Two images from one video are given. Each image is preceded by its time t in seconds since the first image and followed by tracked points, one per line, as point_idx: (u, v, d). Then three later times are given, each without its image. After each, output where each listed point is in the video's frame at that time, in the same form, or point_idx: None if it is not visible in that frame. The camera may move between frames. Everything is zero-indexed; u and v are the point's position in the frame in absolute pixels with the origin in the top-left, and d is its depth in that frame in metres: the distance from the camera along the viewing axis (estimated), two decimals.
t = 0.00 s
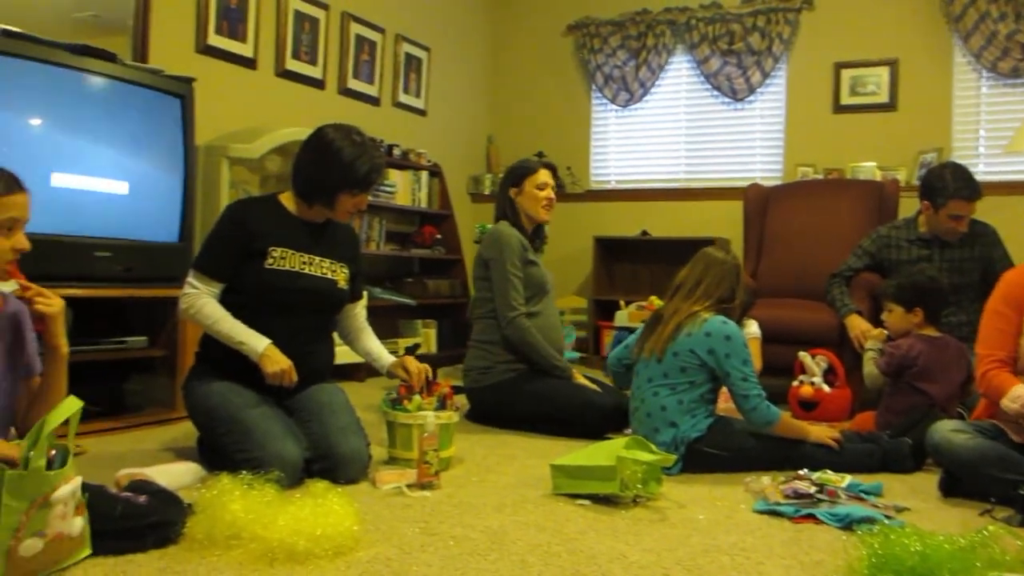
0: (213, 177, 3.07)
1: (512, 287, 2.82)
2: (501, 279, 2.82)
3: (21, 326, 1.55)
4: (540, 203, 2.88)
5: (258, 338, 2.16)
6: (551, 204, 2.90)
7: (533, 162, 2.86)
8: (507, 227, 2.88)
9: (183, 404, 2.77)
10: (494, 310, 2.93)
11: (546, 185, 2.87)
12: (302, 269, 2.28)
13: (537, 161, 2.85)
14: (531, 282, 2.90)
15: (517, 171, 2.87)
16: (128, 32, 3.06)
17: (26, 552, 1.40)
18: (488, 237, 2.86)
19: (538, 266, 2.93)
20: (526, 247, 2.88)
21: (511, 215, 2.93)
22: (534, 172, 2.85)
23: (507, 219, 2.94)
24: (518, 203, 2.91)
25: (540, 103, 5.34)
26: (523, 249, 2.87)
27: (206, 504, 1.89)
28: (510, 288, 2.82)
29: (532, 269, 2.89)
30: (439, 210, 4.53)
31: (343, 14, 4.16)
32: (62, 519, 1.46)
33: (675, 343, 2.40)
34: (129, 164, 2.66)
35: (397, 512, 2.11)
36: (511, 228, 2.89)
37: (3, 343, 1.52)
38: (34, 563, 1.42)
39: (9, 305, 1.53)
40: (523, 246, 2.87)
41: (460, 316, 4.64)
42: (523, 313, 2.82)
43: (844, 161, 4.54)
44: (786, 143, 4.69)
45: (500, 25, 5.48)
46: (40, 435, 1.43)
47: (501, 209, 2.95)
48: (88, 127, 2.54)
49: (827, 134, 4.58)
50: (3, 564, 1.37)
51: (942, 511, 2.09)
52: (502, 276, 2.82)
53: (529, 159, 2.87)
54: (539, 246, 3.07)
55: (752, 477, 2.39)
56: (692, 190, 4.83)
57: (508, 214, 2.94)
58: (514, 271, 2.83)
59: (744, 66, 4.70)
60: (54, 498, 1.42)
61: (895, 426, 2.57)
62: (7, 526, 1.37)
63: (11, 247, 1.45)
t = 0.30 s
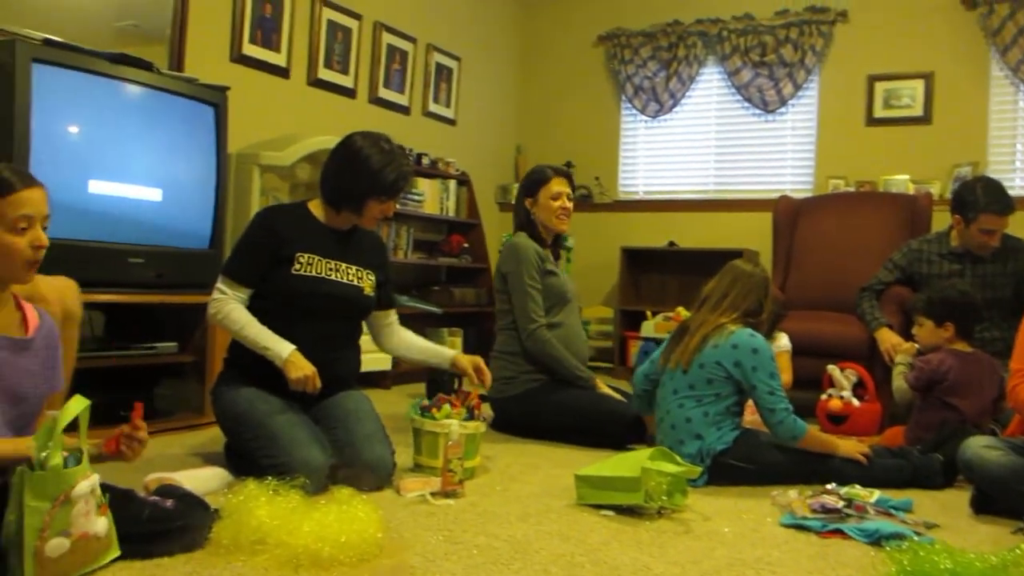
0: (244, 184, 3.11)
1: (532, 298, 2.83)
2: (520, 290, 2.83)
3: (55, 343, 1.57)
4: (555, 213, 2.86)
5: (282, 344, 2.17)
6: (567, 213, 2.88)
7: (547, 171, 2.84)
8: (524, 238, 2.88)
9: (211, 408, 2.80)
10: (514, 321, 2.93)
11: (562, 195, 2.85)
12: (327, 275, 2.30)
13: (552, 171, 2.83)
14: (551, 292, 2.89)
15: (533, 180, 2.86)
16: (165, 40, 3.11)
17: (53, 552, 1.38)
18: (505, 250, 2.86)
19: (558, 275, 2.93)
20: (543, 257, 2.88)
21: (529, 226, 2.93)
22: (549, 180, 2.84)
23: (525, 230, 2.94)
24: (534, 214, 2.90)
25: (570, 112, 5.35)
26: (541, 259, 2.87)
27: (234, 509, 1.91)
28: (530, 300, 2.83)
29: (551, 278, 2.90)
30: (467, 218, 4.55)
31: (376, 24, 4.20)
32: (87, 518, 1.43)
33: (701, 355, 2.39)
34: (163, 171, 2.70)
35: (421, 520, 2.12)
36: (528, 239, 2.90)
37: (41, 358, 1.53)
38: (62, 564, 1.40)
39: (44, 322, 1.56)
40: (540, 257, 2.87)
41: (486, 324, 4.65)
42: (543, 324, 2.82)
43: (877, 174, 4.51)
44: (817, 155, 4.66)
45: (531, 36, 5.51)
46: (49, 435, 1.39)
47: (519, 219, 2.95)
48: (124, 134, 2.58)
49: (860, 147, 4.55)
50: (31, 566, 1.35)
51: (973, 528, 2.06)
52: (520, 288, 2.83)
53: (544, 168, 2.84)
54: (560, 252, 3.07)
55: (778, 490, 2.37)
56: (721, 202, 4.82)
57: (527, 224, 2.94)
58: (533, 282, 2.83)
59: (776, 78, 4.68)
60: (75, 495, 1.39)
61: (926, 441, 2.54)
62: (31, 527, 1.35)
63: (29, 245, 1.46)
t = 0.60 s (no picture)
0: (277, 191, 3.13)
1: (554, 308, 2.81)
2: (542, 301, 2.82)
3: (90, 344, 1.55)
4: (580, 221, 2.84)
5: (315, 348, 2.18)
6: (591, 222, 2.86)
7: (574, 181, 2.79)
8: (545, 247, 2.87)
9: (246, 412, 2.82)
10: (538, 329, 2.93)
11: (587, 204, 2.82)
12: (358, 276, 2.31)
13: (578, 179, 2.79)
14: (575, 299, 2.88)
15: (557, 187, 2.82)
16: (199, 49, 3.15)
17: (100, 562, 1.38)
18: (526, 259, 2.84)
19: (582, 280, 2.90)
20: (566, 263, 2.87)
21: (550, 233, 2.91)
22: (574, 191, 2.80)
23: (546, 236, 2.92)
24: (558, 220, 2.88)
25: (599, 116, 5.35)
26: (563, 267, 2.85)
27: (268, 513, 1.92)
28: (552, 309, 2.81)
29: (573, 285, 2.87)
30: (497, 223, 4.56)
31: (406, 30, 4.21)
32: (136, 531, 1.45)
33: (733, 359, 2.37)
34: (196, 178, 2.73)
35: (453, 525, 2.12)
36: (549, 247, 2.87)
37: (78, 359, 1.52)
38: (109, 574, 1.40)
39: (80, 326, 1.55)
40: (563, 265, 2.85)
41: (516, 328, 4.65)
42: (566, 333, 2.82)
43: (912, 175, 4.45)
44: (851, 157, 4.61)
45: (559, 40, 5.51)
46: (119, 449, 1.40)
47: (540, 226, 2.92)
48: (158, 142, 2.61)
49: (895, 148, 4.50)
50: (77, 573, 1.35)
51: (1016, 535, 2.02)
52: (542, 298, 2.81)
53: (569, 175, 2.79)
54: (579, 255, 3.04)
55: (814, 495, 2.34)
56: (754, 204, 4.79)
57: (548, 230, 2.91)
58: (555, 292, 2.81)
59: (808, 79, 4.64)
60: (130, 511, 1.40)
61: (965, 447, 2.50)
62: (83, 536, 1.35)
63: (67, 245, 1.45)
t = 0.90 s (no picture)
0: (303, 197, 3.16)
1: (569, 312, 2.81)
2: (557, 305, 2.83)
3: (116, 349, 1.55)
4: (611, 230, 2.84)
5: (339, 351, 2.19)
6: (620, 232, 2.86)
7: (616, 191, 2.77)
8: (569, 250, 2.88)
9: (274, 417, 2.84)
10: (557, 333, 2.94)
11: (622, 215, 2.82)
12: (381, 279, 2.32)
13: (619, 191, 2.77)
14: (595, 304, 2.86)
15: (594, 195, 2.79)
16: (226, 57, 3.19)
17: None
18: (548, 262, 2.86)
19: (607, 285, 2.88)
20: (588, 268, 2.86)
21: (576, 235, 2.89)
22: (613, 202, 2.78)
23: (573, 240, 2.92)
24: (591, 224, 2.85)
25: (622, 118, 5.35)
26: (584, 272, 2.84)
27: (297, 517, 1.93)
28: (567, 313, 2.81)
29: (595, 290, 2.85)
30: (521, 227, 4.56)
31: (430, 35, 4.23)
32: (176, 547, 1.40)
33: (759, 361, 2.36)
34: (223, 185, 2.75)
35: (481, 529, 2.12)
36: (573, 252, 2.87)
37: (106, 363, 1.50)
38: None
39: (105, 330, 1.54)
40: (582, 270, 2.84)
41: (542, 332, 4.65)
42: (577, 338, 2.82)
43: (941, 176, 4.41)
44: (879, 158, 4.57)
45: (583, 43, 5.50)
46: (174, 473, 1.37)
47: (566, 229, 2.92)
48: (186, 150, 2.64)
49: (924, 149, 4.45)
50: None
51: None
52: (558, 301, 2.83)
53: (610, 185, 2.77)
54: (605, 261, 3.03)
55: (844, 500, 2.32)
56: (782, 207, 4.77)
57: (575, 232, 2.89)
58: (572, 296, 2.81)
59: (835, 80, 4.61)
60: (176, 533, 1.37)
61: (999, 450, 2.47)
62: (127, 548, 1.35)
63: (93, 252, 1.43)
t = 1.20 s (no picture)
0: (330, 202, 3.18)
1: (599, 313, 2.80)
2: (587, 305, 2.81)
3: (134, 351, 1.56)
4: (647, 234, 2.84)
5: (367, 355, 2.20)
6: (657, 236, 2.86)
7: (655, 196, 2.78)
8: (599, 251, 2.88)
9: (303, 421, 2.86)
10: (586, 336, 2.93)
11: (659, 220, 2.83)
12: (406, 281, 2.32)
13: (659, 196, 2.78)
14: (625, 307, 2.85)
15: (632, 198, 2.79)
16: (254, 64, 3.21)
17: None
18: (578, 262, 2.86)
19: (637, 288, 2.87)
20: (618, 269, 2.86)
21: (612, 235, 2.87)
22: (654, 206, 2.79)
23: (605, 241, 2.92)
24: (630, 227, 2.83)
25: (648, 120, 5.33)
26: (614, 273, 2.84)
27: (326, 520, 1.94)
28: (596, 314, 2.80)
29: (626, 293, 2.84)
30: (547, 230, 4.56)
31: (456, 40, 4.24)
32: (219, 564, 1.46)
33: (790, 365, 2.34)
34: (253, 190, 2.77)
35: (509, 532, 2.12)
36: (604, 253, 2.87)
37: (125, 364, 1.52)
38: None
39: (122, 334, 1.56)
40: (613, 270, 2.84)
41: (569, 335, 4.64)
42: (607, 339, 2.79)
43: (974, 177, 4.34)
44: (911, 159, 4.51)
45: (609, 45, 5.49)
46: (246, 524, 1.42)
47: (599, 230, 2.93)
48: (215, 156, 2.66)
49: (956, 150, 4.39)
50: None
51: None
52: (588, 302, 2.81)
53: (651, 189, 2.77)
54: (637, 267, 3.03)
55: (876, 505, 2.30)
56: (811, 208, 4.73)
57: (608, 234, 2.90)
58: (602, 296, 2.80)
59: (864, 81, 4.56)
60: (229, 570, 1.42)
61: None
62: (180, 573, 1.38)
63: (108, 257, 1.43)
